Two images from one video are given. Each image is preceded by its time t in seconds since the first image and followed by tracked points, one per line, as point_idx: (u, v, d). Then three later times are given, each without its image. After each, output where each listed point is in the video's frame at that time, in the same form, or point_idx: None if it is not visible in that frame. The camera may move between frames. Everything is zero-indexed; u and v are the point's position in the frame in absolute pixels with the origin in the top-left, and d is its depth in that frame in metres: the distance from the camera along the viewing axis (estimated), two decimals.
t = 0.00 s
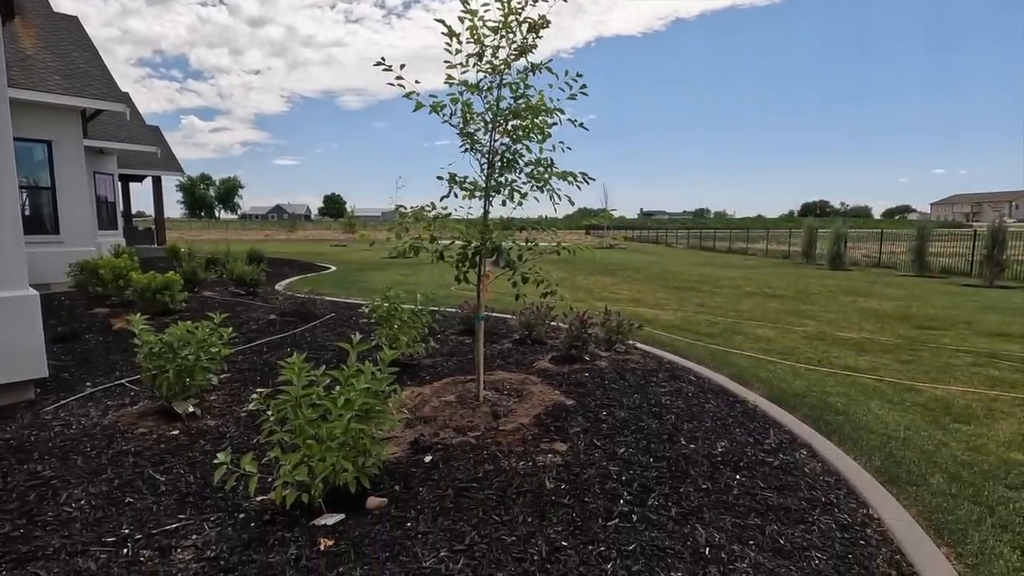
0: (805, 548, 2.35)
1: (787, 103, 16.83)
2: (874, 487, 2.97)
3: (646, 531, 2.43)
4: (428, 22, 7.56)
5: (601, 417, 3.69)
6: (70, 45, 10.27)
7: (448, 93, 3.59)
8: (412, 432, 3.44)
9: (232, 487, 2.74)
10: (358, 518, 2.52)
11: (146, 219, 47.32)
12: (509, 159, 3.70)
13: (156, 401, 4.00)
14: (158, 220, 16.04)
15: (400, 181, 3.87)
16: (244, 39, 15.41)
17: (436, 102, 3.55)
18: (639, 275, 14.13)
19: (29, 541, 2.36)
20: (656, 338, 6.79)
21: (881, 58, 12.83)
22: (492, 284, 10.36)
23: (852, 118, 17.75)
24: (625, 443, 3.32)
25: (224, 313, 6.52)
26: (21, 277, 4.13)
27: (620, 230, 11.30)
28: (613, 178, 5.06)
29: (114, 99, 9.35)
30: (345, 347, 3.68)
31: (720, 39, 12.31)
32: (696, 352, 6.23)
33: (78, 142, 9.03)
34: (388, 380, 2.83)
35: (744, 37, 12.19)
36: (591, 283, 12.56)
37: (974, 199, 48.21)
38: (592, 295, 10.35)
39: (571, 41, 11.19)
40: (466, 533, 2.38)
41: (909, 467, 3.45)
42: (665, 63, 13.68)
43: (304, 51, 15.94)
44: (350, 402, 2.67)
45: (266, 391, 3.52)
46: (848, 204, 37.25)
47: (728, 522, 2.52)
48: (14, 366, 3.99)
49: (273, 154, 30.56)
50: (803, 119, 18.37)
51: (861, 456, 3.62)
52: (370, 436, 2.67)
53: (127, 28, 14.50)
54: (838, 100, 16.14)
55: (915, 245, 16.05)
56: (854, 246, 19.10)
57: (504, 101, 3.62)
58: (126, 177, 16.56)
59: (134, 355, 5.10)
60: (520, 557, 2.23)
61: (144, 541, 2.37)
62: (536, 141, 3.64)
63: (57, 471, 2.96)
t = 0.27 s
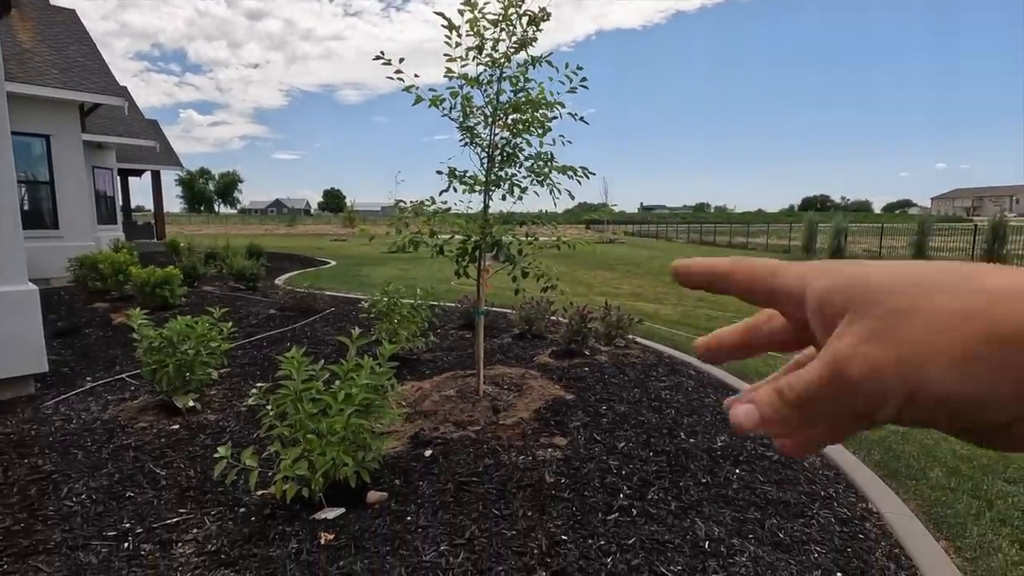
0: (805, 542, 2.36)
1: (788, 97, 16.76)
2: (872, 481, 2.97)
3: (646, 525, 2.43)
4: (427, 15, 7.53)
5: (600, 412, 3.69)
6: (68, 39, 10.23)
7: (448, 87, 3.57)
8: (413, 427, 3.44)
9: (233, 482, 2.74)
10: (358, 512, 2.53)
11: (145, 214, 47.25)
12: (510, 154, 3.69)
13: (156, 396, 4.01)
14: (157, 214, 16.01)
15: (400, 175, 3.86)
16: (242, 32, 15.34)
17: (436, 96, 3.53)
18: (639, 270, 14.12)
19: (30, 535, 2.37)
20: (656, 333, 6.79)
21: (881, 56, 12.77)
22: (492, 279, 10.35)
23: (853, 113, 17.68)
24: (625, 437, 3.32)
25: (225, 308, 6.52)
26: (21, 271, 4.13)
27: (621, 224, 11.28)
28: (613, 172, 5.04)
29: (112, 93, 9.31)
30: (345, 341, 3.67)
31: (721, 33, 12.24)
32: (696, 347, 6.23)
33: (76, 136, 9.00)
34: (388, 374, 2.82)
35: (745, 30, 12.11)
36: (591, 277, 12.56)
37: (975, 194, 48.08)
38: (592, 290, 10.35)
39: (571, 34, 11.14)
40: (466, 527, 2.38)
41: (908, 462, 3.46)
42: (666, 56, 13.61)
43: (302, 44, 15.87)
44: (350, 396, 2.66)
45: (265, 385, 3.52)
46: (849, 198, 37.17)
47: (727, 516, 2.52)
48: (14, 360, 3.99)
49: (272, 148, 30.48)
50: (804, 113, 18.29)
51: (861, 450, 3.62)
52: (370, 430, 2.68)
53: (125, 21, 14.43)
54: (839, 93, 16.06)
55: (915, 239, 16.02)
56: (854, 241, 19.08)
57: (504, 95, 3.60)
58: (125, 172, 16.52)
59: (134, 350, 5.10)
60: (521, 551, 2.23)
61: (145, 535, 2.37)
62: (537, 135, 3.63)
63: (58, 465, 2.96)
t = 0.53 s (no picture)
0: (807, 537, 2.35)
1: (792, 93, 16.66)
2: (875, 477, 2.96)
3: (647, 520, 2.43)
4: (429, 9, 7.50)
5: (602, 407, 3.69)
6: (70, 34, 10.23)
7: (450, 81, 3.56)
8: (415, 422, 3.44)
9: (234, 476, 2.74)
10: (359, 507, 2.53)
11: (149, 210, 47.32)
12: (512, 148, 3.67)
13: (158, 390, 4.01)
14: (160, 210, 16.04)
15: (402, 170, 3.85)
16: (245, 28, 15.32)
17: (437, 90, 3.52)
18: (641, 266, 14.10)
19: (33, 528, 2.37)
20: (658, 328, 6.77)
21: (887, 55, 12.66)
22: (494, 275, 10.34)
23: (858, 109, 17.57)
24: (627, 432, 3.32)
25: (227, 304, 6.53)
26: (22, 266, 4.14)
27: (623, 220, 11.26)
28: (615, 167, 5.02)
29: (114, 89, 9.32)
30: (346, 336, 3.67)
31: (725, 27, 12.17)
32: (698, 343, 6.21)
33: (78, 131, 9.01)
34: (389, 369, 2.82)
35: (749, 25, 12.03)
36: (594, 273, 12.53)
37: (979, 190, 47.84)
38: (595, 286, 10.33)
39: (574, 29, 11.08)
40: (467, 522, 2.38)
41: (912, 458, 3.44)
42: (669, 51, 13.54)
43: (305, 40, 15.84)
44: (351, 391, 2.66)
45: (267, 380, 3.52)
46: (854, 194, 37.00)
47: (729, 511, 2.51)
48: (17, 355, 4.00)
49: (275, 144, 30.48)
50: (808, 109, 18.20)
51: (864, 446, 3.61)
52: (371, 425, 2.67)
53: (127, 17, 14.43)
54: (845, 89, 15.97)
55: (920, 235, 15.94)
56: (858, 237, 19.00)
57: (506, 89, 3.58)
58: (129, 168, 16.55)
59: (137, 345, 5.11)
60: (522, 546, 2.23)
61: (147, 528, 2.38)
62: (539, 130, 3.61)
63: (61, 459, 2.97)
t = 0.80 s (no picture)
0: (814, 537, 2.33)
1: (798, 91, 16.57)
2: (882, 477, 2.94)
3: (653, 519, 2.42)
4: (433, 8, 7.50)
5: (608, 406, 3.68)
6: (78, 34, 10.28)
7: (454, 79, 3.55)
8: (419, 420, 3.44)
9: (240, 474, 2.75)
10: (364, 505, 2.53)
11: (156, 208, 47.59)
12: (517, 146, 3.66)
13: (165, 388, 4.03)
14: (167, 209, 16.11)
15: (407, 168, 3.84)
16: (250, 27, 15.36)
17: (442, 88, 3.51)
18: (646, 264, 14.07)
19: (41, 525, 2.39)
20: (664, 327, 6.76)
21: (895, 56, 12.54)
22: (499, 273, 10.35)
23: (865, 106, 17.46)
24: (632, 431, 3.31)
25: (233, 302, 6.55)
26: (31, 264, 4.17)
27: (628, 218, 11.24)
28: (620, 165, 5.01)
29: (121, 88, 9.36)
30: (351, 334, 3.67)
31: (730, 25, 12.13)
32: (703, 341, 6.20)
33: (85, 130, 9.05)
34: (394, 367, 2.82)
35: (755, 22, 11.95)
36: (599, 271, 12.52)
37: (987, 188, 47.52)
38: (600, 284, 10.32)
39: (579, 27, 11.07)
40: (472, 521, 2.38)
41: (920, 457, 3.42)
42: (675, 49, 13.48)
43: (310, 39, 15.87)
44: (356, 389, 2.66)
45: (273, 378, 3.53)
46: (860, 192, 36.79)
47: (735, 511, 2.50)
48: (25, 353, 4.02)
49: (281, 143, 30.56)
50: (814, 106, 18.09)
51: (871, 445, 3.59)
52: (376, 423, 2.67)
53: (134, 17, 14.48)
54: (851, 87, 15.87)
55: (928, 234, 15.84)
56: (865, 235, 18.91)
57: (511, 87, 3.58)
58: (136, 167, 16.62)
59: (143, 343, 5.13)
60: (527, 544, 2.23)
61: (154, 525, 2.39)
62: (543, 128, 3.60)
63: (68, 457, 2.99)
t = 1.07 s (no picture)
0: (816, 537, 2.33)
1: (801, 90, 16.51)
2: (884, 477, 2.93)
3: (654, 519, 2.41)
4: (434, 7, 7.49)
5: (609, 405, 3.67)
6: (80, 33, 10.30)
7: (455, 78, 3.55)
8: (420, 419, 3.44)
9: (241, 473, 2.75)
10: (365, 504, 2.52)
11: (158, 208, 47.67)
12: (518, 145, 3.65)
13: (166, 387, 4.03)
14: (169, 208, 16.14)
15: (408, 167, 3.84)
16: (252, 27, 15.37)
17: (443, 87, 3.51)
18: (648, 263, 14.06)
19: (43, 523, 2.39)
20: (665, 326, 6.74)
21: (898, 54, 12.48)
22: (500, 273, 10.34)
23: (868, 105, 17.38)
24: (634, 430, 3.30)
25: (235, 301, 6.56)
26: (33, 264, 4.17)
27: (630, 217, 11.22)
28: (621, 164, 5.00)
29: (124, 88, 9.37)
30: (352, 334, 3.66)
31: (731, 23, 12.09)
32: (705, 340, 6.19)
33: (87, 130, 9.07)
34: (396, 367, 2.82)
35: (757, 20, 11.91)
36: (601, 271, 12.51)
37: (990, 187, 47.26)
38: (601, 283, 10.32)
39: (581, 26, 11.04)
40: (473, 520, 2.38)
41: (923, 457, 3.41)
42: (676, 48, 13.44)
43: (311, 38, 15.87)
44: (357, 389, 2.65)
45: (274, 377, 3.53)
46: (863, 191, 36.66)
47: (737, 511, 2.49)
48: (28, 352, 4.03)
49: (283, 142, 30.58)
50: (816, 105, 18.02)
51: (873, 446, 3.57)
52: (377, 422, 2.67)
53: (136, 17, 14.50)
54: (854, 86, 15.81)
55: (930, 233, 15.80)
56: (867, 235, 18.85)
57: (512, 86, 3.57)
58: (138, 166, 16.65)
59: (145, 342, 5.14)
60: (528, 544, 2.22)
61: (155, 524, 2.39)
62: (545, 127, 3.59)
63: (70, 456, 2.99)
